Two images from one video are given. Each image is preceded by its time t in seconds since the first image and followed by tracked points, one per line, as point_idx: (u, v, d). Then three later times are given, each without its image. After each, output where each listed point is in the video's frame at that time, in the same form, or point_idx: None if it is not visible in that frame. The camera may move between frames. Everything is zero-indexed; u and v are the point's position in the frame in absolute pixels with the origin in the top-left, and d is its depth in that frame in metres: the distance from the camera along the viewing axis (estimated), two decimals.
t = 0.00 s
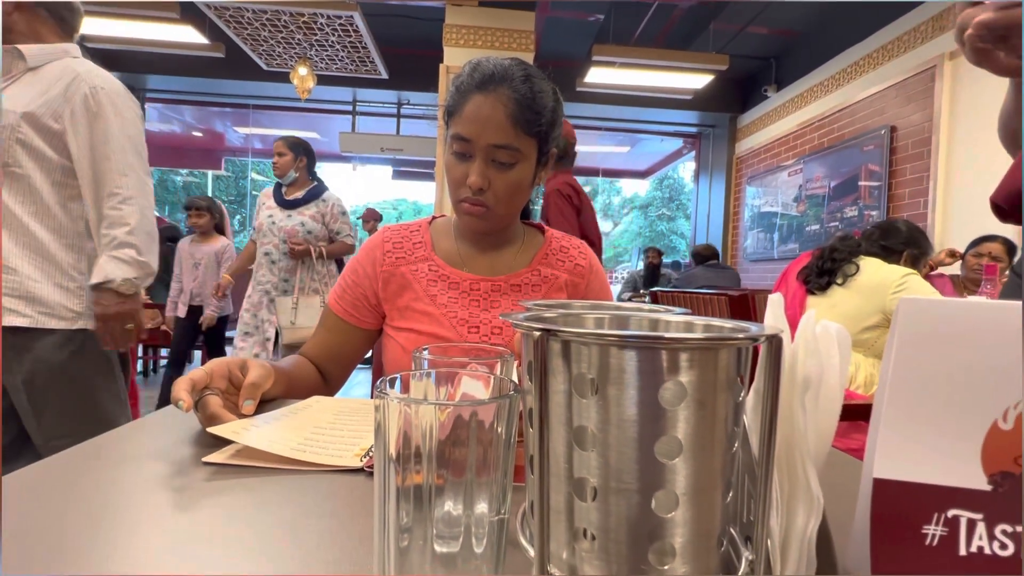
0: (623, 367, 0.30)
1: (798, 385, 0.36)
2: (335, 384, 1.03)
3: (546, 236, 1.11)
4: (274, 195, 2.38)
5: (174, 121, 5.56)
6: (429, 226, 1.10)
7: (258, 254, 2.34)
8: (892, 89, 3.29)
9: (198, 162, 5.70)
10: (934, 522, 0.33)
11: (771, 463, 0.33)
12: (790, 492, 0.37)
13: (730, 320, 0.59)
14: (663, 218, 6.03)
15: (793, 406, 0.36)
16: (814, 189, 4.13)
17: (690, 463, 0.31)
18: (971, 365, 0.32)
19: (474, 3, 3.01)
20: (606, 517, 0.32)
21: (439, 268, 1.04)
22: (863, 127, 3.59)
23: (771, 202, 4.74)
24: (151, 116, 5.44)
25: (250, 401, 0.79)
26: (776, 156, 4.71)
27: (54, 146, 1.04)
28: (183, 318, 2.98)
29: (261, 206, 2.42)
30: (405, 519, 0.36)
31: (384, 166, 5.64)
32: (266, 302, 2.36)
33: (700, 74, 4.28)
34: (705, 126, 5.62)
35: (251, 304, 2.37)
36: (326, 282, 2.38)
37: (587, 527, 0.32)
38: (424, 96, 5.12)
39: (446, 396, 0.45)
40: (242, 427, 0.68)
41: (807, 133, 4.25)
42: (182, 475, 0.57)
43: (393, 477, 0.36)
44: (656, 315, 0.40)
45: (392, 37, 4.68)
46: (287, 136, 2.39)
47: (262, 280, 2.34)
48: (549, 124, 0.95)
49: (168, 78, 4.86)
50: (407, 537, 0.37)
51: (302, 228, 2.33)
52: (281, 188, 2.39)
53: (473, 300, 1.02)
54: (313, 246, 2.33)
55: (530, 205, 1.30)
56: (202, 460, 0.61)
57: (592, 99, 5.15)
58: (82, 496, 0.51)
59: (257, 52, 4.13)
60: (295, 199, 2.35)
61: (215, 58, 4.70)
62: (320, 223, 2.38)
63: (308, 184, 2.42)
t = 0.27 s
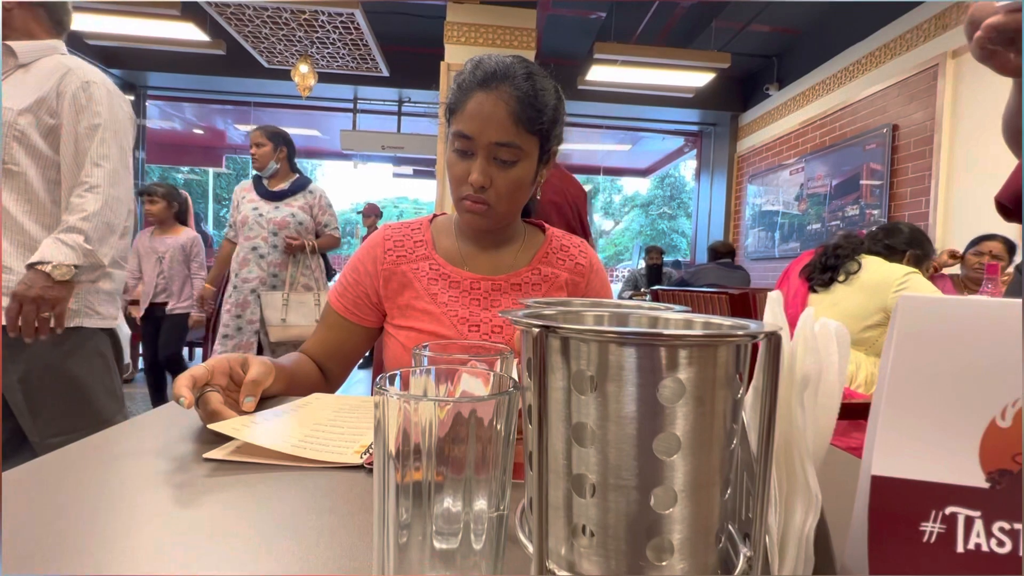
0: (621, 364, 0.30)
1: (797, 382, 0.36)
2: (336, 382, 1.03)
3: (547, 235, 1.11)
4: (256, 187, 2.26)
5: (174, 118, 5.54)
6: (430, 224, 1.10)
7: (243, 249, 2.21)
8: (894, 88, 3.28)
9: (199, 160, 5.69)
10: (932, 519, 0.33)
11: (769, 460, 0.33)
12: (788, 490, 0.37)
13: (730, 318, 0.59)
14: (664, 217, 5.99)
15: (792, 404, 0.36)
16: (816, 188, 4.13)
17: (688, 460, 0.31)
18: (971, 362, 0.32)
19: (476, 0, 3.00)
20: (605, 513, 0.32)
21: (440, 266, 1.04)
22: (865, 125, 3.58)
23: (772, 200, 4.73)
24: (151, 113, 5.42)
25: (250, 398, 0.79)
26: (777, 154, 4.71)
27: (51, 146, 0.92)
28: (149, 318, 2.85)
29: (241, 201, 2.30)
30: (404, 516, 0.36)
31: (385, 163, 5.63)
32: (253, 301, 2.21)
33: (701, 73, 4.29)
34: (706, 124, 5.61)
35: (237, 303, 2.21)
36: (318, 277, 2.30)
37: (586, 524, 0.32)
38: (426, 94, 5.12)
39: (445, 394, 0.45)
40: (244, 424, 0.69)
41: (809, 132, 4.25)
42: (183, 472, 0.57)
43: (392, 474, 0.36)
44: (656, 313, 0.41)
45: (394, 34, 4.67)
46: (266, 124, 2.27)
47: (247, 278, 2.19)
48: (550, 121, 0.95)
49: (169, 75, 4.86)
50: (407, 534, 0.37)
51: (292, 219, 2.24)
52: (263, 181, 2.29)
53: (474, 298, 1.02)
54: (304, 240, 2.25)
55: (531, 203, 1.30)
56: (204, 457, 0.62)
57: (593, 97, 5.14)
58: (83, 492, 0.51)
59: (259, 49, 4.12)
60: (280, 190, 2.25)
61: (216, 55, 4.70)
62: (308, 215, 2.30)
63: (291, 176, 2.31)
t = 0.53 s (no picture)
0: (621, 362, 0.30)
1: (796, 382, 0.36)
2: (337, 381, 1.03)
3: (548, 234, 1.11)
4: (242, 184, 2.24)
5: (177, 118, 5.56)
6: (431, 224, 1.11)
7: (234, 248, 2.19)
8: (896, 87, 3.28)
9: (201, 159, 5.71)
10: (931, 518, 0.33)
11: (769, 458, 0.33)
12: (788, 488, 0.37)
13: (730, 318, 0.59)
14: (665, 216, 6.00)
15: (791, 403, 0.36)
16: (817, 188, 4.13)
17: (687, 457, 0.31)
18: (970, 362, 0.32)
19: None
20: (604, 511, 0.32)
21: (441, 266, 1.04)
22: (867, 125, 3.58)
23: (774, 200, 4.73)
24: (153, 112, 5.43)
25: (252, 397, 0.79)
26: (779, 154, 4.70)
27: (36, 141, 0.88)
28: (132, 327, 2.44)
29: (229, 200, 2.28)
30: (404, 514, 0.37)
31: (386, 163, 5.63)
32: (246, 300, 2.20)
33: (702, 72, 4.29)
34: (708, 124, 5.61)
35: (233, 305, 2.20)
36: (313, 274, 2.27)
37: (585, 521, 0.32)
38: (427, 94, 5.12)
39: (445, 393, 0.45)
40: (245, 422, 0.69)
41: (810, 132, 4.24)
42: (184, 470, 0.57)
43: (393, 472, 0.37)
44: (656, 312, 0.41)
45: (395, 34, 4.67)
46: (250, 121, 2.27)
47: (239, 277, 2.18)
48: (551, 120, 0.95)
49: (171, 74, 4.87)
50: (406, 532, 0.37)
51: (282, 215, 2.22)
52: (248, 177, 2.27)
53: (475, 297, 1.02)
54: (296, 236, 2.22)
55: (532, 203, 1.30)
56: (205, 455, 0.62)
57: (594, 97, 5.14)
58: (85, 489, 0.51)
59: (260, 49, 4.13)
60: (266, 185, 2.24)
61: (218, 55, 4.71)
62: (298, 209, 2.29)
63: (277, 172, 2.30)
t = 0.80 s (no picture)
0: (622, 363, 0.30)
1: (798, 383, 0.36)
2: (339, 382, 1.03)
3: (549, 235, 1.11)
4: (240, 185, 2.24)
5: (179, 119, 5.56)
6: (433, 225, 1.11)
7: (232, 249, 2.19)
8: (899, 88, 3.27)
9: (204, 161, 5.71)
10: (934, 520, 0.33)
11: (771, 460, 0.33)
12: (790, 489, 0.37)
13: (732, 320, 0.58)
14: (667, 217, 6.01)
15: (793, 404, 0.36)
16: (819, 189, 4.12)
17: (689, 458, 0.31)
18: (973, 363, 0.32)
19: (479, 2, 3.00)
20: (605, 512, 0.32)
21: (442, 267, 1.04)
22: (869, 126, 3.57)
23: (776, 201, 4.72)
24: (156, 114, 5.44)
25: (254, 398, 0.79)
26: (781, 155, 4.69)
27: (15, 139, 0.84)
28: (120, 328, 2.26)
29: (225, 200, 2.28)
30: (405, 515, 0.37)
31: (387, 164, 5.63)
32: (243, 301, 2.21)
33: (704, 73, 4.28)
34: (710, 125, 5.60)
35: (227, 306, 2.19)
36: (311, 275, 2.28)
37: (587, 523, 0.32)
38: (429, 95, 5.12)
39: (446, 394, 0.45)
40: (246, 423, 0.69)
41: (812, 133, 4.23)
42: (186, 471, 0.57)
43: (394, 474, 0.37)
44: (657, 313, 0.41)
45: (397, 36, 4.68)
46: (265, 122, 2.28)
47: (237, 279, 2.18)
48: (552, 122, 0.95)
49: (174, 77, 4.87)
50: (408, 534, 0.37)
51: (282, 217, 2.23)
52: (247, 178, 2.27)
53: (476, 299, 1.02)
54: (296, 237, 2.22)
55: (534, 204, 1.30)
56: (207, 456, 0.62)
57: (596, 98, 5.14)
58: (86, 491, 0.51)
59: (263, 51, 4.13)
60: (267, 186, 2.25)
61: (220, 57, 4.71)
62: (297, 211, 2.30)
63: (277, 172, 2.31)
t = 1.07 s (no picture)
0: (623, 364, 0.30)
1: (800, 383, 0.36)
2: (341, 383, 1.03)
3: (551, 236, 1.11)
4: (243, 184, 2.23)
5: (183, 121, 5.58)
6: (434, 226, 1.11)
7: (234, 249, 2.18)
8: (901, 89, 3.26)
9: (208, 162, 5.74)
10: (937, 521, 0.33)
11: (772, 460, 0.33)
12: (792, 491, 0.37)
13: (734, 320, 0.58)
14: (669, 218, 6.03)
15: (795, 405, 0.36)
16: (822, 190, 4.11)
17: (690, 459, 0.31)
18: (976, 363, 0.32)
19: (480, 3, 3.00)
20: (606, 513, 0.32)
21: (444, 267, 1.04)
22: (872, 126, 3.56)
23: (778, 202, 4.72)
24: (160, 116, 5.46)
25: (256, 398, 0.79)
26: (783, 156, 4.69)
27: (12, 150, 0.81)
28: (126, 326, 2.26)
29: (225, 198, 2.26)
30: (407, 516, 0.37)
31: (390, 165, 5.63)
32: (244, 303, 2.19)
33: (706, 74, 4.28)
34: (712, 126, 5.60)
35: (227, 307, 2.18)
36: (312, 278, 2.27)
37: (588, 524, 0.32)
38: (431, 97, 5.13)
39: (448, 394, 0.45)
40: (248, 424, 0.69)
41: (815, 134, 4.23)
42: (187, 472, 0.57)
43: (396, 475, 0.37)
44: (659, 313, 0.40)
45: (399, 37, 4.68)
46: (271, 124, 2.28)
47: (239, 280, 2.17)
48: (555, 124, 0.95)
49: (178, 79, 4.89)
50: (409, 534, 0.37)
51: (285, 219, 2.23)
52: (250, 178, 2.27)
53: (478, 299, 1.02)
54: (299, 241, 2.23)
55: (535, 205, 1.30)
56: (209, 457, 0.62)
57: (598, 99, 5.14)
58: (89, 491, 0.51)
59: (266, 53, 4.15)
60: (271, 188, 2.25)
61: (223, 59, 4.72)
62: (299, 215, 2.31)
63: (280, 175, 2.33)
